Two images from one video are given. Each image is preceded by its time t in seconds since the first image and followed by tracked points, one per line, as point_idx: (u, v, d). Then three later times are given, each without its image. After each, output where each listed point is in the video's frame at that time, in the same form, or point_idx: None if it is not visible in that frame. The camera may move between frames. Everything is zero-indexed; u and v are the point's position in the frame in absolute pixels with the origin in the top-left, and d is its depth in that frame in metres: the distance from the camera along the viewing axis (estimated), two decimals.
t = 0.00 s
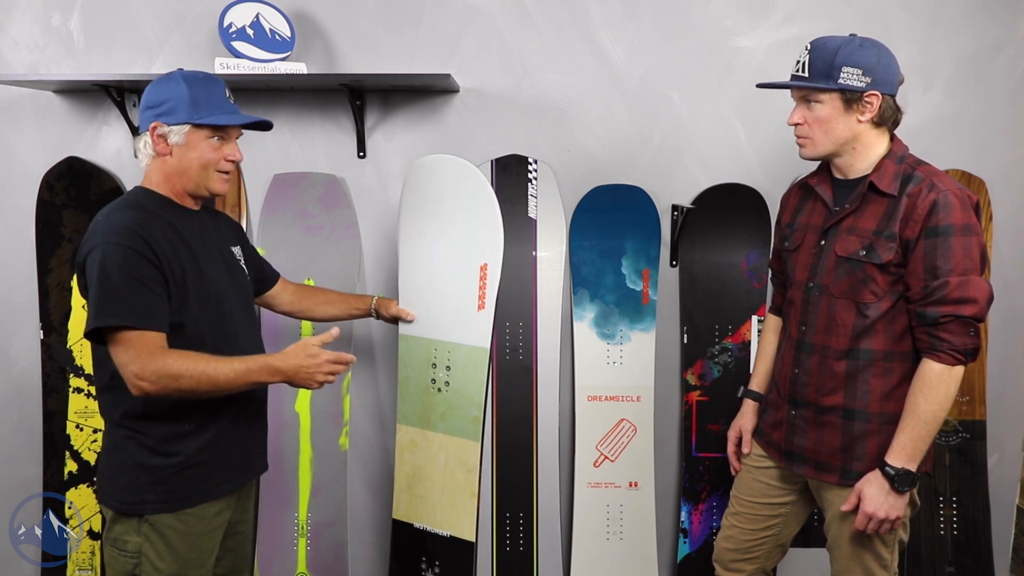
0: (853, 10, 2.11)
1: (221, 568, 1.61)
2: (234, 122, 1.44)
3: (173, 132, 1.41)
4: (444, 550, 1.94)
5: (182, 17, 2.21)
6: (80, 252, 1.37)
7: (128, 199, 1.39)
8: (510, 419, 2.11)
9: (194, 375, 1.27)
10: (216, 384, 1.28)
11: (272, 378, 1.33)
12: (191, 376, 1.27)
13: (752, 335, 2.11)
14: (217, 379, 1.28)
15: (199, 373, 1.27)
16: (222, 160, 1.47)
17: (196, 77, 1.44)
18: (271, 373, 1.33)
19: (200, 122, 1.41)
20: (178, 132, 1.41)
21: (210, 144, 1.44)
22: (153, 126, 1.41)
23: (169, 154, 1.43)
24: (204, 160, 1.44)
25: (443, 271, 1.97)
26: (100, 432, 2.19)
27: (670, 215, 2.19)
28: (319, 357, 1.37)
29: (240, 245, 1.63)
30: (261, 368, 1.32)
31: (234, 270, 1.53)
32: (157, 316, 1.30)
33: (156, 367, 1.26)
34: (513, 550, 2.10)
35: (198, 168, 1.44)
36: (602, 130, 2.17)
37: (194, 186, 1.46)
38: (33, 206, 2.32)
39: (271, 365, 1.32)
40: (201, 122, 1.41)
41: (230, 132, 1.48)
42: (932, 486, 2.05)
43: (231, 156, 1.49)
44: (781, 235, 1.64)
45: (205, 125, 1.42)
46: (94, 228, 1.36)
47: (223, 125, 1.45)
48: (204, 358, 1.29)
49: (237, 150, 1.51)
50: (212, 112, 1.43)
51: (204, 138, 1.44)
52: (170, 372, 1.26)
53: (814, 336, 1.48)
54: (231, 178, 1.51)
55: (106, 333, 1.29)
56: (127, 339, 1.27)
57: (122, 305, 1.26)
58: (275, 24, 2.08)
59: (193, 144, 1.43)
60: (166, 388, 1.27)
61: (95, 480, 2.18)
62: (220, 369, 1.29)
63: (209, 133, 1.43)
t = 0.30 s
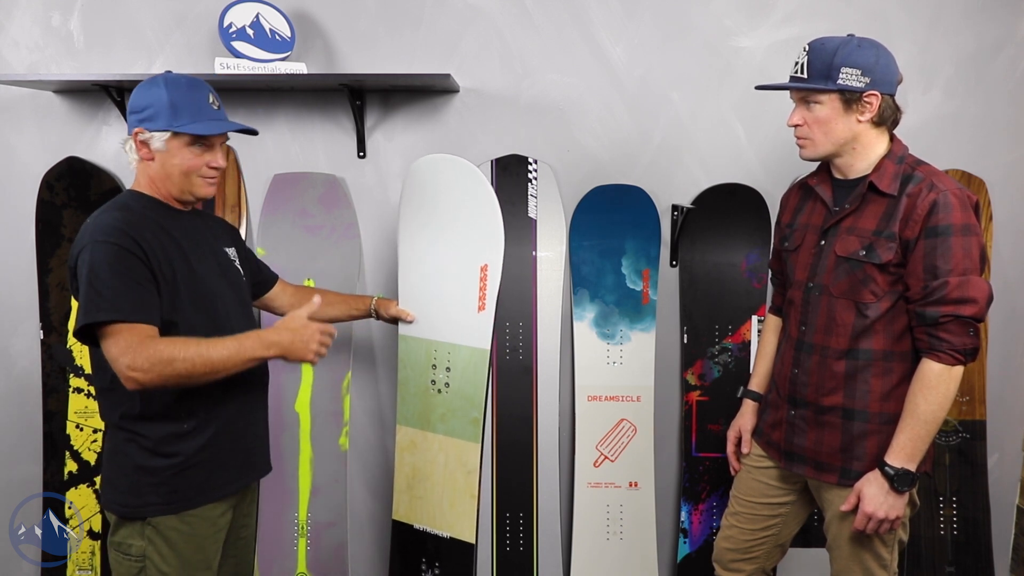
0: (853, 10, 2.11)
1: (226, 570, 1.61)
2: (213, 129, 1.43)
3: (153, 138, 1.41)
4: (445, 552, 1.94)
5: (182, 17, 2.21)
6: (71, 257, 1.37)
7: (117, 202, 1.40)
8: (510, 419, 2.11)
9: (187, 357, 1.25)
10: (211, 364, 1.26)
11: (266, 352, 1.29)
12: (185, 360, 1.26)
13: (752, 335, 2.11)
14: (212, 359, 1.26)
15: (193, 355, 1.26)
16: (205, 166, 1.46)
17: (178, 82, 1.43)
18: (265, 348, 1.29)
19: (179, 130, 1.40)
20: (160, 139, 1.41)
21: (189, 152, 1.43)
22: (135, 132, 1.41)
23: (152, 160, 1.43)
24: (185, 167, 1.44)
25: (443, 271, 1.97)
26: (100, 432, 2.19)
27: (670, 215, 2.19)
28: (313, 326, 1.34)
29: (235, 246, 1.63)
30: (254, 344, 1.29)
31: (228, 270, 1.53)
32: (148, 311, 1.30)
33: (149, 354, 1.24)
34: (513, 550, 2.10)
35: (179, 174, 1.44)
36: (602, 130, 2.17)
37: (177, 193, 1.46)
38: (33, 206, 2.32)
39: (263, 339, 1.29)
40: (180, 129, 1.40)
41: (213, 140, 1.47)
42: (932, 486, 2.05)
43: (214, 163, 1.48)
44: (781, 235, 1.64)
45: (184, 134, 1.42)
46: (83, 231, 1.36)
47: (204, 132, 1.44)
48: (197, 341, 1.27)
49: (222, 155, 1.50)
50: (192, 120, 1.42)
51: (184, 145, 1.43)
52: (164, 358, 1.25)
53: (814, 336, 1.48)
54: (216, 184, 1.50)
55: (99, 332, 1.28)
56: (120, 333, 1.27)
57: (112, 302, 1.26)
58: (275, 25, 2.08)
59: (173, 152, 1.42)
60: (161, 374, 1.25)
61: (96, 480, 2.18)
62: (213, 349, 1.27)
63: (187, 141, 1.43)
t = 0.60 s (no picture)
0: (853, 10, 2.11)
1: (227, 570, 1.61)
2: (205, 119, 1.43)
3: (148, 135, 1.41)
4: (446, 552, 1.94)
5: (182, 17, 2.21)
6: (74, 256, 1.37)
7: (120, 201, 1.40)
8: (510, 419, 2.11)
9: (202, 331, 1.24)
10: (226, 336, 1.25)
11: (284, 320, 1.29)
12: (200, 334, 1.24)
13: (752, 335, 2.11)
14: (227, 332, 1.25)
15: (208, 328, 1.24)
16: (201, 158, 1.46)
17: (165, 77, 1.44)
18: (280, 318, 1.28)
19: (173, 122, 1.40)
20: (153, 135, 1.41)
21: (184, 144, 1.43)
22: (130, 132, 1.42)
23: (149, 158, 1.43)
24: (182, 160, 1.43)
25: (443, 271, 1.97)
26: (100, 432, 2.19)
27: (670, 215, 2.19)
28: (329, 293, 1.34)
29: (235, 246, 1.63)
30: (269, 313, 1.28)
31: (229, 270, 1.54)
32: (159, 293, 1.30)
33: (162, 331, 1.22)
34: (513, 550, 2.10)
35: (177, 168, 1.44)
36: (602, 131, 2.17)
37: (178, 186, 1.46)
38: (32, 206, 2.32)
39: (280, 307, 1.28)
40: (173, 122, 1.40)
41: (207, 130, 1.47)
42: (932, 486, 2.05)
43: (211, 154, 1.48)
44: (781, 235, 1.64)
45: (178, 126, 1.42)
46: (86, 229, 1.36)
47: (197, 122, 1.44)
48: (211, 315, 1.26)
49: (218, 146, 1.50)
50: (184, 111, 1.42)
51: (179, 138, 1.43)
52: (177, 334, 1.23)
53: (814, 336, 1.48)
54: (216, 175, 1.50)
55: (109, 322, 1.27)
56: (129, 313, 1.24)
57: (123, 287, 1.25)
58: (275, 24, 2.08)
59: (168, 146, 1.42)
60: (176, 350, 1.23)
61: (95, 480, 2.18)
62: (227, 322, 1.25)
63: (182, 134, 1.42)
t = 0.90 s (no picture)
0: (853, 10, 2.11)
1: (215, 569, 1.61)
2: (245, 120, 1.46)
3: (184, 131, 1.41)
4: (448, 552, 1.94)
5: (182, 17, 2.21)
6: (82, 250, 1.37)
7: (132, 196, 1.40)
8: (510, 419, 2.11)
9: (209, 367, 1.26)
10: (232, 375, 1.27)
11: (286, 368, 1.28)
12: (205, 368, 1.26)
13: (752, 335, 2.11)
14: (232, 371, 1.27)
15: (215, 366, 1.26)
16: (233, 158, 1.48)
17: (201, 75, 1.45)
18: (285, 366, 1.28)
19: (213, 121, 1.42)
20: (191, 132, 1.42)
21: (221, 143, 1.45)
22: (163, 127, 1.41)
23: (181, 155, 1.43)
24: (217, 158, 1.45)
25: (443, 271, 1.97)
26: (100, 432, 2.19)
27: (670, 215, 2.19)
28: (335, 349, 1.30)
29: (242, 246, 1.63)
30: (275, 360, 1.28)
31: (235, 271, 1.53)
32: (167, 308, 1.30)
33: (171, 361, 1.25)
34: (513, 551, 2.10)
35: (210, 166, 1.45)
36: (602, 130, 2.17)
37: (207, 183, 1.47)
38: (32, 206, 2.32)
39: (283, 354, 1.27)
40: (212, 120, 1.42)
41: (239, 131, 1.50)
42: (932, 486, 2.05)
43: (241, 154, 1.50)
44: (780, 235, 1.63)
45: (217, 124, 1.44)
46: (96, 225, 1.37)
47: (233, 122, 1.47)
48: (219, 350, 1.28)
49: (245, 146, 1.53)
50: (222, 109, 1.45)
51: (216, 136, 1.45)
52: (186, 366, 1.25)
53: (812, 336, 1.48)
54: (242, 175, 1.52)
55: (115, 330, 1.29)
56: (139, 331, 1.27)
57: (132, 298, 1.27)
58: (275, 24, 2.08)
59: (205, 143, 1.44)
60: (181, 380, 1.26)
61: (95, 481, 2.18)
62: (235, 361, 1.27)
63: (220, 132, 1.44)
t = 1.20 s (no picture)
0: (853, 10, 2.11)
1: (218, 567, 1.61)
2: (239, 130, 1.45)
3: (176, 135, 1.41)
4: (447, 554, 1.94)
5: (182, 17, 2.21)
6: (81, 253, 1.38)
7: (128, 198, 1.40)
8: (511, 419, 2.11)
9: (243, 346, 1.33)
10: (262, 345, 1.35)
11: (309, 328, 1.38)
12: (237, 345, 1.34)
13: (752, 335, 2.11)
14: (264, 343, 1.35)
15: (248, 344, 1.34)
16: (224, 166, 1.48)
17: (203, 81, 1.44)
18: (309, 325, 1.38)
19: (204, 129, 1.41)
20: (183, 137, 1.41)
21: (213, 151, 1.45)
22: (157, 128, 1.40)
23: (171, 157, 1.43)
24: (207, 165, 1.45)
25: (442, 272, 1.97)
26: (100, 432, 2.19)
27: (670, 215, 2.19)
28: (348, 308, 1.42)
29: (240, 245, 1.64)
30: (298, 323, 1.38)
31: (233, 271, 1.54)
32: (181, 302, 1.33)
33: (205, 349, 1.31)
34: (513, 550, 2.10)
35: (199, 172, 1.45)
36: (602, 130, 2.17)
37: (196, 188, 1.47)
38: (32, 206, 2.32)
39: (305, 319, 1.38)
40: (204, 128, 1.41)
41: (234, 139, 1.49)
42: (932, 486, 2.05)
43: (233, 162, 1.50)
44: (779, 235, 1.63)
45: (209, 132, 1.43)
46: (95, 228, 1.37)
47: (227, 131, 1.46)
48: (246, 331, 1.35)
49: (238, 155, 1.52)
50: (216, 117, 1.44)
51: (207, 144, 1.44)
52: (221, 350, 1.32)
53: (811, 336, 1.48)
54: (233, 183, 1.52)
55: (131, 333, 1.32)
56: (165, 327, 1.30)
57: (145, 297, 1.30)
58: (275, 24, 2.08)
59: (196, 150, 1.43)
60: (217, 360, 1.32)
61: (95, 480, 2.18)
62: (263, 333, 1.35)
63: (212, 141, 1.44)
